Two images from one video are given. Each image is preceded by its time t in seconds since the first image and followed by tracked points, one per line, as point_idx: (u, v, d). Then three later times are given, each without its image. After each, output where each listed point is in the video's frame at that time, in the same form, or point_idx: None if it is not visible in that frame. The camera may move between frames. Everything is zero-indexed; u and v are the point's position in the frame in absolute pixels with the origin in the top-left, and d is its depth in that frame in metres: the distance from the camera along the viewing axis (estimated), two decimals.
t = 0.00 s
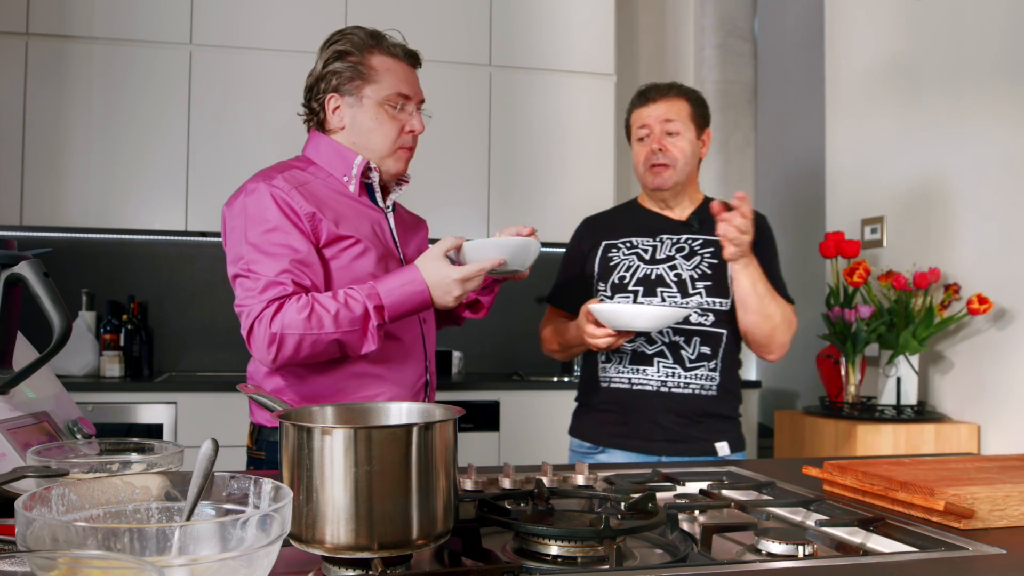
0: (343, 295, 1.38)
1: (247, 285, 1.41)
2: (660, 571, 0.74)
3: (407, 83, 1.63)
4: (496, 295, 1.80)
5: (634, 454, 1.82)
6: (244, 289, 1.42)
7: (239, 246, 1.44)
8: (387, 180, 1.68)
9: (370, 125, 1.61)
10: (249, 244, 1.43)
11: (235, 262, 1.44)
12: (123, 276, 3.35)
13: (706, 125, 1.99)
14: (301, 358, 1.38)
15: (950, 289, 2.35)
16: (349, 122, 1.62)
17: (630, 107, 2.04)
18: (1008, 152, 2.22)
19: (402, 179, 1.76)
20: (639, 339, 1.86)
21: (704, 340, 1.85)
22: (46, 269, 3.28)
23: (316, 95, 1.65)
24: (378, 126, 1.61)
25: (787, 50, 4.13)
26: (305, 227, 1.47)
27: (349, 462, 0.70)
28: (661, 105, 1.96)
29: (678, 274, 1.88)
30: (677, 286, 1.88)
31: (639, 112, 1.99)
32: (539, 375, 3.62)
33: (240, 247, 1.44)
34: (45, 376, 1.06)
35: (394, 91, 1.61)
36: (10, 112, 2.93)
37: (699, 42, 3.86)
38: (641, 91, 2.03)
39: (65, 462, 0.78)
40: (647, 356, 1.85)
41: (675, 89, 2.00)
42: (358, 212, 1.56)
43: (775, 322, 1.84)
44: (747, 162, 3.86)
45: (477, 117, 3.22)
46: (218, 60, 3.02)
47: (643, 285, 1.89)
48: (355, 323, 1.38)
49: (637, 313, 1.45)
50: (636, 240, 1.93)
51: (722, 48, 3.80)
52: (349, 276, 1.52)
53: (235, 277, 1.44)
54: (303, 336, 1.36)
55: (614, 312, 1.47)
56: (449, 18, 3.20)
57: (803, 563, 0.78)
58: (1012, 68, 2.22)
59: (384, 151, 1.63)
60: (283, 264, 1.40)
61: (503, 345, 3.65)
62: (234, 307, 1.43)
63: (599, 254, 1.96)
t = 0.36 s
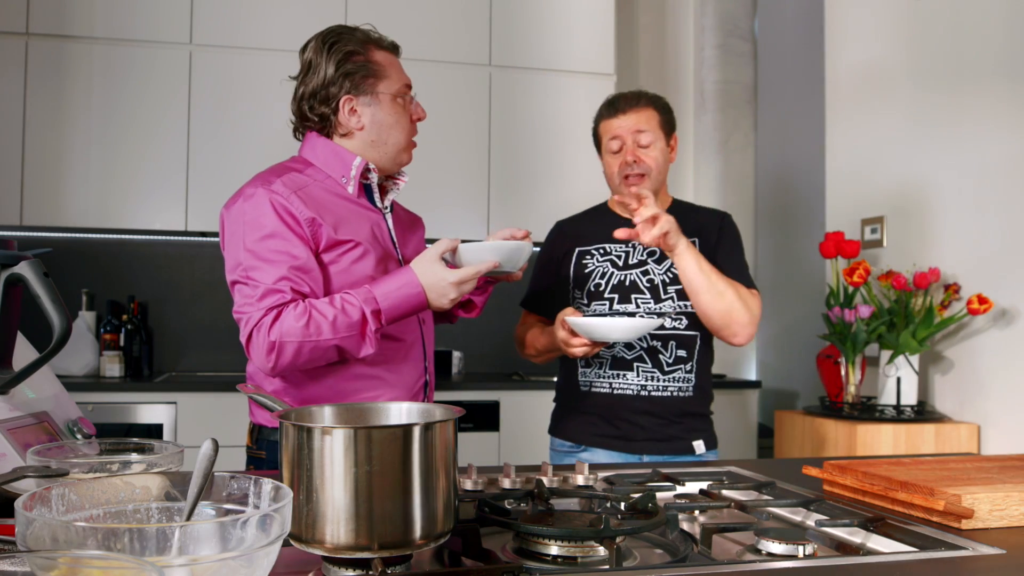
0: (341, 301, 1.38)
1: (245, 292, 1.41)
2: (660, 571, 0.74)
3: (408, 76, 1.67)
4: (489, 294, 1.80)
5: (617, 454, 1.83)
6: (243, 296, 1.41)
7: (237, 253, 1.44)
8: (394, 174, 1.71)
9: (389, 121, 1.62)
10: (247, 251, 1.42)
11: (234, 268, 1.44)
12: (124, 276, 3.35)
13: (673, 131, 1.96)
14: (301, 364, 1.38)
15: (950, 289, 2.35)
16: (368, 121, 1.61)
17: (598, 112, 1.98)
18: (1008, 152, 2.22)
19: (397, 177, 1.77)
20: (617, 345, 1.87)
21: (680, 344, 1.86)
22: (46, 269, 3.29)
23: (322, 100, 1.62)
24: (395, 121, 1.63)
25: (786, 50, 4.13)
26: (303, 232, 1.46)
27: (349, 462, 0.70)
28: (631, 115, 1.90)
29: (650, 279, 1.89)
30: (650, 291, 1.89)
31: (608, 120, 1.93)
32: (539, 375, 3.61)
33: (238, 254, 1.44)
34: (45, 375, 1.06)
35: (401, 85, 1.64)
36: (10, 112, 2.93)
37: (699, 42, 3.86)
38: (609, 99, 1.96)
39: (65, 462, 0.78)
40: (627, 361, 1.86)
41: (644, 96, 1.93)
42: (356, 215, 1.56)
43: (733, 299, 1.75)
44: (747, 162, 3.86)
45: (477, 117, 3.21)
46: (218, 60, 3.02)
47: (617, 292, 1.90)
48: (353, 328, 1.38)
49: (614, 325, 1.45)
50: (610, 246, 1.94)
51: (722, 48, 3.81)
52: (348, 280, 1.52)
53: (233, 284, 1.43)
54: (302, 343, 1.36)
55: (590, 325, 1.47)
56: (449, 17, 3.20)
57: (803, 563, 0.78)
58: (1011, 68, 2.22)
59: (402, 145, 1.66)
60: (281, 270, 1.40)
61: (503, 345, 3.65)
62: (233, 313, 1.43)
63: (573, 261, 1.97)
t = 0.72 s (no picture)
0: (337, 300, 1.38)
1: (241, 292, 1.41)
2: (660, 571, 0.74)
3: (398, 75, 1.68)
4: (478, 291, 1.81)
5: (620, 453, 1.83)
6: (239, 296, 1.41)
7: (233, 253, 1.43)
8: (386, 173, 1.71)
9: (382, 119, 1.63)
10: (243, 251, 1.42)
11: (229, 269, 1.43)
12: (124, 276, 3.35)
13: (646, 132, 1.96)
14: (297, 364, 1.38)
15: (950, 289, 2.35)
16: (361, 120, 1.62)
17: (571, 125, 1.98)
18: (1008, 152, 2.22)
19: (387, 176, 1.77)
20: (617, 345, 1.86)
21: (679, 341, 1.87)
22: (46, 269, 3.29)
23: (315, 99, 1.62)
24: (388, 120, 1.64)
25: (787, 50, 4.13)
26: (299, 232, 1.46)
27: (349, 462, 0.70)
28: (605, 127, 1.90)
29: (644, 279, 1.90)
30: (645, 292, 1.89)
31: (584, 133, 1.92)
32: (539, 375, 3.61)
33: (233, 254, 1.43)
34: (45, 375, 1.06)
35: (393, 84, 1.65)
36: (10, 111, 2.93)
37: (699, 42, 3.86)
38: (579, 113, 1.96)
39: (65, 462, 0.78)
40: (628, 361, 1.85)
41: (612, 104, 1.93)
42: (351, 213, 1.56)
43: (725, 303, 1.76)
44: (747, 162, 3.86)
45: (477, 117, 3.21)
46: (218, 60, 3.02)
47: (614, 295, 1.91)
48: (349, 327, 1.38)
49: (614, 323, 1.45)
50: (601, 250, 1.93)
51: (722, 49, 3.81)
52: (344, 279, 1.52)
53: (229, 284, 1.43)
54: (299, 343, 1.36)
55: (590, 323, 1.47)
56: (449, 17, 3.20)
57: (803, 563, 0.78)
58: (1012, 68, 2.22)
59: (394, 143, 1.67)
60: (277, 270, 1.40)
61: (503, 344, 3.65)
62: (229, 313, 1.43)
63: (566, 266, 1.96)
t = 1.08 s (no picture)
0: (342, 303, 1.39)
1: (245, 294, 1.41)
2: (660, 572, 0.74)
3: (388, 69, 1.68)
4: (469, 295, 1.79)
5: (626, 452, 1.83)
6: (242, 299, 1.41)
7: (236, 255, 1.43)
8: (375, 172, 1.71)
9: (374, 114, 1.63)
10: (247, 253, 1.41)
11: (232, 271, 1.43)
12: (124, 276, 3.35)
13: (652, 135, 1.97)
14: (302, 366, 1.39)
15: (950, 289, 2.35)
16: (354, 115, 1.62)
17: (580, 120, 1.98)
18: (1008, 152, 2.22)
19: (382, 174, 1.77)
20: (623, 345, 1.86)
21: (685, 340, 1.87)
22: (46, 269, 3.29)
23: (306, 98, 1.62)
24: (380, 114, 1.64)
25: (786, 50, 4.13)
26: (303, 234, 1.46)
27: (349, 462, 0.70)
28: (612, 127, 1.90)
29: (649, 279, 1.89)
30: (650, 292, 1.89)
31: (592, 129, 1.93)
32: (539, 375, 3.61)
33: (236, 256, 1.43)
34: (45, 375, 1.06)
35: (383, 78, 1.65)
36: (10, 111, 2.93)
37: (699, 42, 3.87)
38: (587, 112, 1.96)
39: (65, 462, 0.78)
40: (635, 360, 1.85)
41: (621, 104, 1.94)
42: (352, 215, 1.56)
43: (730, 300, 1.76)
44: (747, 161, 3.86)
45: (477, 117, 3.21)
46: (218, 59, 3.03)
47: (619, 295, 1.90)
48: (355, 330, 1.39)
49: (626, 320, 1.45)
50: (605, 250, 1.93)
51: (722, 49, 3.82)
52: (345, 281, 1.53)
53: (232, 286, 1.43)
54: (305, 346, 1.36)
55: (601, 321, 1.46)
56: (449, 17, 3.20)
57: (803, 563, 0.78)
58: (1012, 68, 2.22)
59: (387, 137, 1.67)
60: (282, 273, 1.39)
61: (503, 345, 3.65)
62: (232, 316, 1.43)
63: (570, 266, 1.96)
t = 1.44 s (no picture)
0: (343, 304, 1.39)
1: (247, 292, 1.41)
2: (660, 571, 0.74)
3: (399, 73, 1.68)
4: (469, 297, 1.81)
5: (624, 453, 1.83)
6: (245, 297, 1.41)
7: (241, 253, 1.43)
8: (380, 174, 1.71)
9: (383, 118, 1.63)
10: (251, 252, 1.41)
11: (235, 268, 1.43)
12: (124, 276, 3.35)
13: (661, 135, 1.96)
14: (302, 365, 1.39)
15: (950, 289, 2.35)
16: (363, 118, 1.62)
17: (587, 119, 1.97)
18: (1007, 152, 2.22)
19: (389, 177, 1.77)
20: (622, 346, 1.86)
21: (684, 342, 1.86)
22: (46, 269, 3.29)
23: (317, 98, 1.62)
24: (388, 118, 1.64)
25: (786, 50, 4.13)
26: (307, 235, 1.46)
27: (349, 462, 0.70)
28: (619, 125, 1.90)
29: (652, 281, 1.89)
30: (653, 294, 1.89)
31: (601, 125, 1.92)
32: (539, 375, 3.62)
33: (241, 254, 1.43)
34: (46, 375, 1.06)
35: (393, 82, 1.65)
36: (10, 112, 2.93)
37: (699, 42, 3.87)
38: (595, 110, 1.97)
39: (65, 462, 0.78)
40: (633, 361, 1.85)
41: (627, 104, 1.94)
42: (356, 216, 1.56)
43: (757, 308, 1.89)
44: (747, 161, 3.86)
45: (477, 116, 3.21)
46: (218, 59, 3.03)
47: (621, 296, 1.91)
48: (355, 331, 1.39)
49: (625, 319, 1.45)
50: (609, 250, 1.93)
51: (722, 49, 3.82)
52: (347, 282, 1.53)
53: (236, 283, 1.43)
54: (305, 345, 1.36)
55: (598, 319, 1.47)
56: (449, 17, 3.20)
57: (803, 563, 0.78)
58: (1012, 68, 2.22)
59: (394, 141, 1.66)
60: (285, 272, 1.40)
61: (503, 345, 3.65)
62: (234, 313, 1.43)
63: (574, 265, 1.96)
